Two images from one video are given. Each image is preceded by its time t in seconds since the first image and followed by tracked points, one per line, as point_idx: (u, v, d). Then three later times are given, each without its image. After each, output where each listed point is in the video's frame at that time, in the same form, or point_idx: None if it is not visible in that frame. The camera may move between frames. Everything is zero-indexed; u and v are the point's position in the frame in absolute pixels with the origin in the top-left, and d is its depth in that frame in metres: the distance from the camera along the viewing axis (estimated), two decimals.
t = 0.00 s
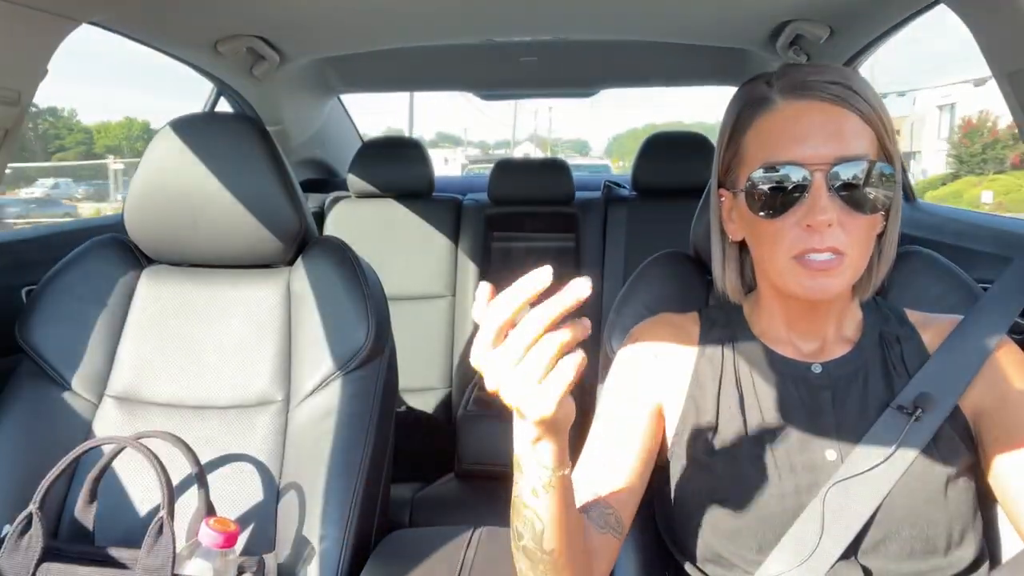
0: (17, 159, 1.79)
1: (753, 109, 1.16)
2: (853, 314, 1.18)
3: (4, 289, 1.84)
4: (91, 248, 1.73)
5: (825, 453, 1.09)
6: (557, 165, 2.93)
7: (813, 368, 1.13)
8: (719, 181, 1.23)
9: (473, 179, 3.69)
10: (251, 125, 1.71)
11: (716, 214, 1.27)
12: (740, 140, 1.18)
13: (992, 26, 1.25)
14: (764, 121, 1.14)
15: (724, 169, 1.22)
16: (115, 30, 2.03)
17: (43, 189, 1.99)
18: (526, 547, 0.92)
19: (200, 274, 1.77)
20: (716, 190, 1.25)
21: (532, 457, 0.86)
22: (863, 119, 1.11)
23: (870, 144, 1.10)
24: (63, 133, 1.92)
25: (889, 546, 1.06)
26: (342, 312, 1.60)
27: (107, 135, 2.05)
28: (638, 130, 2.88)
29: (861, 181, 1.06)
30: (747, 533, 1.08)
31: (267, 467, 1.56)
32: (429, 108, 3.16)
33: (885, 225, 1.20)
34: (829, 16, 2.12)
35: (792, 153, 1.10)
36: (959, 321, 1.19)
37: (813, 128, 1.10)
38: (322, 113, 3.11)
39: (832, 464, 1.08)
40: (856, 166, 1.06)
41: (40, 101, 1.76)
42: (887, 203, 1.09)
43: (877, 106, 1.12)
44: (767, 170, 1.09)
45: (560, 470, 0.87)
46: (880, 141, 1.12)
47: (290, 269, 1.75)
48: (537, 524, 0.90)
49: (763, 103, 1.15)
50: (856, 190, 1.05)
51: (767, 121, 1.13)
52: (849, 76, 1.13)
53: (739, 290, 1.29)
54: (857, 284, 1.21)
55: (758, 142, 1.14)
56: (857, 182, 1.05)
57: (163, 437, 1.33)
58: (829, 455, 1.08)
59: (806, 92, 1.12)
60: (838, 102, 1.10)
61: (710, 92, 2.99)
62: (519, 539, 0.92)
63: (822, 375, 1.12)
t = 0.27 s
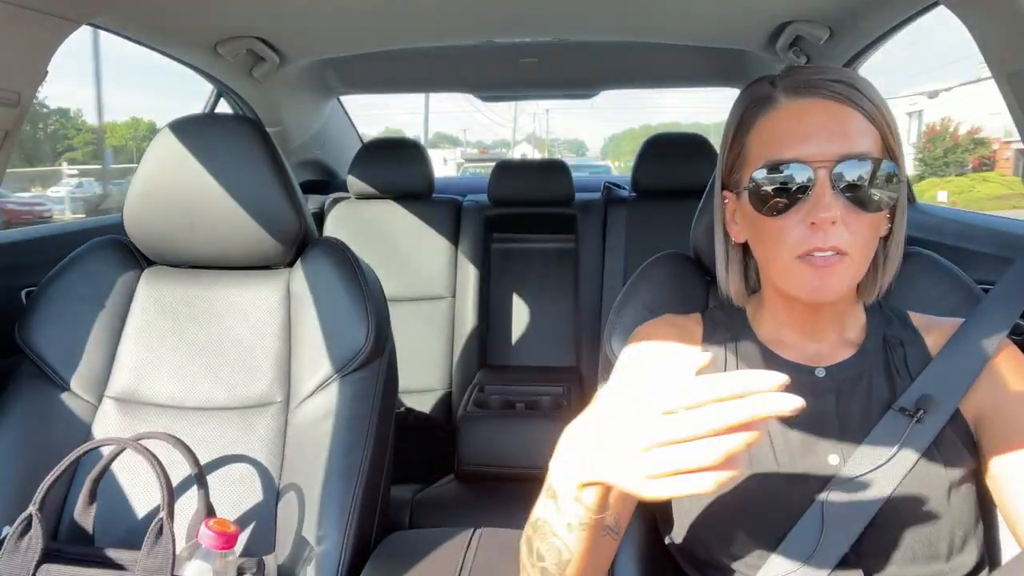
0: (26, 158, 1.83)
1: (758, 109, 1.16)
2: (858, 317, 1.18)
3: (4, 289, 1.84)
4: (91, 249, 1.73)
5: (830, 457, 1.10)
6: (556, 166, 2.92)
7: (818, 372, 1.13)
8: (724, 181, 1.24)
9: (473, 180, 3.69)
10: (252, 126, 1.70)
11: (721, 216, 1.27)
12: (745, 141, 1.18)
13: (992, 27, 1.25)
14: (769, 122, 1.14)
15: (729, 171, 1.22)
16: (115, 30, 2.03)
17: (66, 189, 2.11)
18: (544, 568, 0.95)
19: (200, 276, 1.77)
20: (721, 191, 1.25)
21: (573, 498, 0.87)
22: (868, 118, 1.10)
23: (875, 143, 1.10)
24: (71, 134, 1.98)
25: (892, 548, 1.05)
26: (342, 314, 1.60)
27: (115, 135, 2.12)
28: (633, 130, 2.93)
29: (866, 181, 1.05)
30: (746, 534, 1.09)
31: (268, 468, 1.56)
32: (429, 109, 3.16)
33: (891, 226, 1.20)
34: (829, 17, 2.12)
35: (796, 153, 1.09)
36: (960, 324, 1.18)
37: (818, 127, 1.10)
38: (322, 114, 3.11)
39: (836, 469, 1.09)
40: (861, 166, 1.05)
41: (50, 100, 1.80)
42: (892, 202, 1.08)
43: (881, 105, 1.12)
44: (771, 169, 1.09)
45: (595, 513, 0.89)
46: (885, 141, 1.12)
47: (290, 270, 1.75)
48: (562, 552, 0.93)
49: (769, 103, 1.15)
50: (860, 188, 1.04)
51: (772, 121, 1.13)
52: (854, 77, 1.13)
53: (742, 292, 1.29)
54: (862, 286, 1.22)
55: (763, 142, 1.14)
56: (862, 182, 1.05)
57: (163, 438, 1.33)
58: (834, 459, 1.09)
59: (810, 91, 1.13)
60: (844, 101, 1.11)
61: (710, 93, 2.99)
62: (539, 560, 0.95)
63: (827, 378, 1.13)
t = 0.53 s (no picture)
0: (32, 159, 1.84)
1: (759, 105, 1.16)
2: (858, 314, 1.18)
3: (4, 289, 1.84)
4: (91, 248, 1.73)
5: (830, 454, 1.11)
6: (556, 164, 2.93)
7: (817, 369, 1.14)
8: (724, 179, 1.23)
9: (472, 179, 3.69)
10: (251, 126, 1.70)
11: (721, 214, 1.27)
12: (746, 138, 1.18)
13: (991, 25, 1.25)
14: (770, 119, 1.14)
15: (729, 168, 1.22)
16: (115, 29, 2.03)
17: (93, 190, 2.20)
18: (568, 549, 0.96)
19: (200, 275, 1.77)
20: (721, 188, 1.25)
21: (617, 468, 0.89)
22: (868, 115, 1.10)
23: (876, 141, 1.10)
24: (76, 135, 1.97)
25: (891, 546, 1.05)
26: (342, 312, 1.60)
27: (121, 138, 2.10)
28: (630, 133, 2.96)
29: (866, 178, 1.05)
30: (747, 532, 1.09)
31: (267, 468, 1.56)
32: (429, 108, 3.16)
33: (891, 224, 1.20)
34: (829, 16, 2.11)
35: (797, 150, 1.09)
36: (959, 322, 1.18)
37: (820, 124, 1.10)
38: (322, 114, 3.11)
39: (834, 465, 1.10)
40: (862, 163, 1.05)
41: (60, 103, 1.85)
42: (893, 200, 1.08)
43: (882, 102, 1.12)
44: (773, 166, 1.08)
45: (634, 489, 0.90)
46: (885, 138, 1.12)
47: (289, 269, 1.75)
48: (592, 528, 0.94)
49: (771, 100, 1.15)
50: (861, 185, 1.05)
51: (772, 118, 1.13)
52: (856, 74, 1.13)
53: (743, 289, 1.29)
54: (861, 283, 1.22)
55: (763, 138, 1.14)
56: (862, 179, 1.05)
57: (163, 437, 1.33)
58: (833, 455, 1.11)
59: (812, 88, 1.13)
60: (845, 98, 1.11)
61: (710, 92, 2.99)
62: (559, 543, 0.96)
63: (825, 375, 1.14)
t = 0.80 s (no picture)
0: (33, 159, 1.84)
1: (747, 110, 1.16)
2: (854, 316, 1.19)
3: (3, 289, 1.83)
4: (91, 248, 1.73)
5: (830, 456, 1.11)
6: (557, 165, 2.93)
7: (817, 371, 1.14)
8: (717, 183, 1.24)
9: (473, 179, 3.69)
10: (251, 126, 1.70)
11: (717, 217, 1.27)
12: (735, 142, 1.18)
13: (992, 27, 1.25)
14: (759, 122, 1.14)
15: (722, 173, 1.22)
16: (115, 29, 2.02)
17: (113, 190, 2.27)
18: (550, 551, 1.01)
19: (200, 275, 1.77)
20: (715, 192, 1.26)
21: (585, 469, 0.91)
22: (856, 114, 1.10)
23: (866, 140, 1.10)
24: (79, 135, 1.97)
25: (891, 548, 1.05)
26: (341, 313, 1.60)
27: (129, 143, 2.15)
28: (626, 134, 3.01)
29: (858, 178, 1.05)
30: (747, 533, 1.09)
31: (267, 468, 1.56)
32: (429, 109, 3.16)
33: (887, 224, 1.20)
34: (829, 17, 2.11)
35: (787, 153, 1.09)
36: (960, 322, 1.18)
37: (808, 125, 1.10)
38: (322, 114, 3.11)
39: (834, 467, 1.10)
40: (852, 164, 1.05)
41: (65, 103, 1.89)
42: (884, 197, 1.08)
43: (869, 100, 1.12)
44: (764, 170, 1.09)
45: (605, 489, 0.93)
46: (875, 137, 1.12)
47: (290, 269, 1.75)
48: (569, 529, 0.98)
49: (756, 104, 1.15)
50: (851, 184, 1.04)
51: (759, 121, 1.13)
52: (843, 76, 1.13)
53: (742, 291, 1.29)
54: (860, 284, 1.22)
55: (751, 142, 1.14)
56: (853, 179, 1.05)
57: (163, 437, 1.33)
58: (833, 458, 1.11)
59: (799, 90, 1.13)
60: (833, 100, 1.10)
61: (710, 93, 2.99)
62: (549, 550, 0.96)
63: (824, 378, 1.14)
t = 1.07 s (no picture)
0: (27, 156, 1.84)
1: (752, 107, 1.16)
2: (856, 314, 1.18)
3: (4, 289, 1.83)
4: (91, 248, 1.73)
5: (830, 455, 1.10)
6: (557, 164, 2.93)
7: (818, 370, 1.13)
8: (720, 181, 1.23)
9: (473, 179, 3.69)
10: (251, 125, 1.70)
11: (718, 215, 1.27)
12: (739, 140, 1.18)
13: (992, 26, 1.25)
14: (764, 119, 1.14)
15: (724, 171, 1.22)
16: (115, 29, 2.03)
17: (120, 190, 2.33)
18: (551, 547, 1.01)
19: (200, 274, 1.77)
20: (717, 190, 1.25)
21: (587, 461, 0.92)
22: (861, 115, 1.11)
23: (870, 140, 1.10)
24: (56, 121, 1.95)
25: (891, 548, 1.05)
26: (341, 312, 1.60)
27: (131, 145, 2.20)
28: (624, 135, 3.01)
29: (861, 178, 1.05)
30: (747, 534, 1.09)
31: (267, 467, 1.56)
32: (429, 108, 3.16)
33: (888, 223, 1.20)
34: (829, 17, 2.11)
35: (791, 151, 1.09)
36: (960, 322, 1.18)
37: (813, 122, 1.10)
38: (322, 113, 3.11)
39: (834, 466, 1.09)
40: (856, 163, 1.05)
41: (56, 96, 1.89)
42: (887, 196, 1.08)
43: (873, 104, 1.13)
44: (769, 167, 1.08)
45: (606, 484, 0.93)
46: (879, 138, 1.12)
47: (289, 269, 1.75)
48: (571, 526, 0.98)
49: (763, 102, 1.15)
50: (855, 181, 1.05)
51: (766, 118, 1.14)
52: (848, 76, 1.14)
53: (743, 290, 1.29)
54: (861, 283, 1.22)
55: (757, 139, 1.14)
56: (857, 178, 1.05)
57: (163, 437, 1.32)
58: (834, 457, 1.10)
59: (803, 88, 1.14)
60: (837, 97, 1.11)
61: (710, 92, 2.99)
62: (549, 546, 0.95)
63: (826, 376, 1.13)
